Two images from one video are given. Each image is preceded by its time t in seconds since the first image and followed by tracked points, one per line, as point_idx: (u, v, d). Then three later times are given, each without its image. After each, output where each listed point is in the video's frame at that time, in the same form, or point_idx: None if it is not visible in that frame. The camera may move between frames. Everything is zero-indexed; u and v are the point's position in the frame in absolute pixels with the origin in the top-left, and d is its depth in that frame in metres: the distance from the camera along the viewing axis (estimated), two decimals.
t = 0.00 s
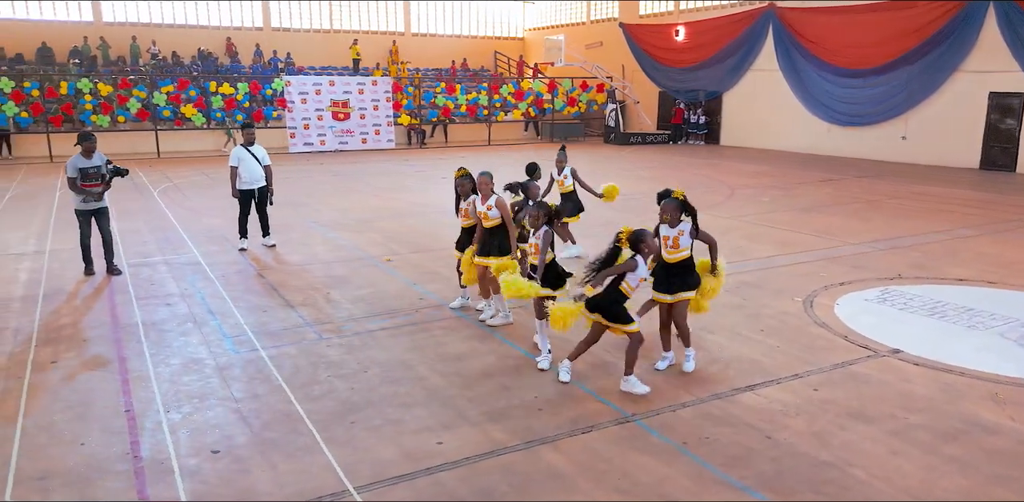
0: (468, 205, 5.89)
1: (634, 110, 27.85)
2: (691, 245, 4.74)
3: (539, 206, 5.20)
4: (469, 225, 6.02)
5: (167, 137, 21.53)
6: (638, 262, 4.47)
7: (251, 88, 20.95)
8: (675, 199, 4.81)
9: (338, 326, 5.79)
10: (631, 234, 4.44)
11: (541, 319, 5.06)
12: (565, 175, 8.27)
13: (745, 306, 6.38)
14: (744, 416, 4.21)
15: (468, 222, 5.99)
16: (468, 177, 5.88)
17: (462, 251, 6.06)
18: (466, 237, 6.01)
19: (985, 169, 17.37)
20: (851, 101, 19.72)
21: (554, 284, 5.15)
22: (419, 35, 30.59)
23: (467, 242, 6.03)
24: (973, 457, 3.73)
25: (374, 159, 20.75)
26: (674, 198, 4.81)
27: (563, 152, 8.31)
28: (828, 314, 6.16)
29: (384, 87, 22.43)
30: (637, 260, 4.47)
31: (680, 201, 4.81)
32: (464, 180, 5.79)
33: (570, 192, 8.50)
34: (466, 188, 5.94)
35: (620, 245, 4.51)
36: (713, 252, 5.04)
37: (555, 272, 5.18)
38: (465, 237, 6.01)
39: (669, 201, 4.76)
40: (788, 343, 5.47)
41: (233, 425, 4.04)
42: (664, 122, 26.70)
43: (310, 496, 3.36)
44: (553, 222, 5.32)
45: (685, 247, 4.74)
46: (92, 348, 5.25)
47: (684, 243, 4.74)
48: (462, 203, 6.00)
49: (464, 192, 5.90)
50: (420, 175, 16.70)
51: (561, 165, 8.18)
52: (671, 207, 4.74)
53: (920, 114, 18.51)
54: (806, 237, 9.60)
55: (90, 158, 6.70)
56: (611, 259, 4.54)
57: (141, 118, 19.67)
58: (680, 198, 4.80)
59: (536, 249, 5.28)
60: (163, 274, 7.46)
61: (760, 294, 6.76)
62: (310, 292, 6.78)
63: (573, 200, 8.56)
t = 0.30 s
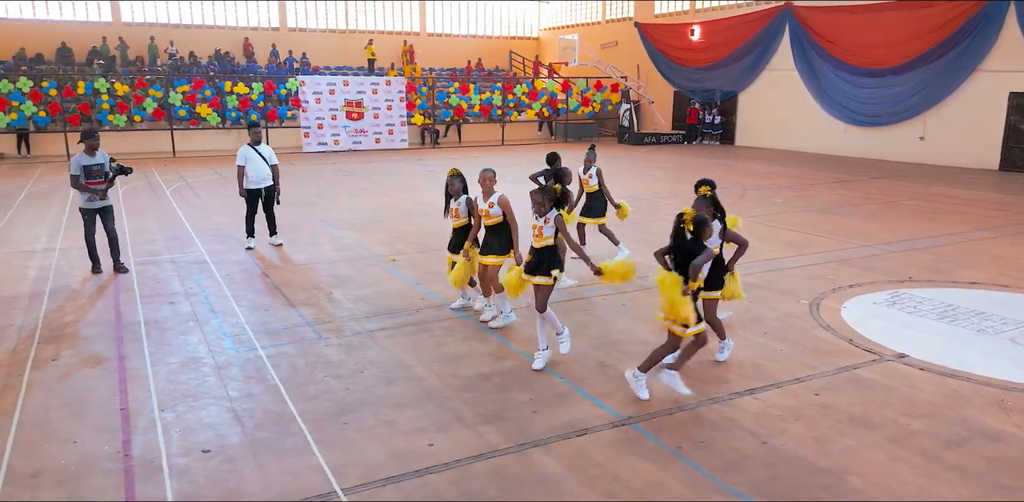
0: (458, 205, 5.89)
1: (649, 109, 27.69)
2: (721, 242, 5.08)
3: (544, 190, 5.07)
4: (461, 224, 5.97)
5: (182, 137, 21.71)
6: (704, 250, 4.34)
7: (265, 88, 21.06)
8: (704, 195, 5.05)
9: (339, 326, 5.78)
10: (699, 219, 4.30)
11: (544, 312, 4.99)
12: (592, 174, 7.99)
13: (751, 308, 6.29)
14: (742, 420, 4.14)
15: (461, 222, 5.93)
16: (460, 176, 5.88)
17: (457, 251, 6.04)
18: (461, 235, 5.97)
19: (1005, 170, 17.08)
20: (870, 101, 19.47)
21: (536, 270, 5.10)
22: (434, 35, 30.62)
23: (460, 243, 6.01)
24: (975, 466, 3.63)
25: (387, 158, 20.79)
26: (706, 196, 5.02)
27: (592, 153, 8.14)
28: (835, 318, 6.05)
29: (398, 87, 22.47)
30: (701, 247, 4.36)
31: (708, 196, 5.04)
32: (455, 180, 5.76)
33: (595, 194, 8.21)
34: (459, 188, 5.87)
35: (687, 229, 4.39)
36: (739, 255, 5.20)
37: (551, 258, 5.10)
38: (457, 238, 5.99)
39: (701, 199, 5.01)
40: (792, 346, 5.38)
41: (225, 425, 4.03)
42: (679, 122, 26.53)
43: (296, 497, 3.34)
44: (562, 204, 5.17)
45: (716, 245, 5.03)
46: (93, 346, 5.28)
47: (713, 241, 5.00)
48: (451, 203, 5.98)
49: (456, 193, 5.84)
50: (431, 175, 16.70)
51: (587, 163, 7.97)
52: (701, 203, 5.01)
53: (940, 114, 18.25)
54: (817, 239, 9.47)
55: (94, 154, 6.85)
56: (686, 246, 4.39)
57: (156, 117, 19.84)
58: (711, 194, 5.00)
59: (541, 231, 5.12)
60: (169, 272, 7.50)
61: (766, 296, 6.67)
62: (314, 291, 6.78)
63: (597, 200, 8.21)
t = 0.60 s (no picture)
0: (451, 207, 5.86)
1: (656, 109, 27.57)
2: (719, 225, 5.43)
3: (542, 212, 4.82)
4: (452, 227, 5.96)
5: (189, 136, 21.79)
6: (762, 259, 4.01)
7: (272, 87, 21.11)
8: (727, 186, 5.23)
9: (331, 325, 5.76)
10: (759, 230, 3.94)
11: (535, 332, 4.78)
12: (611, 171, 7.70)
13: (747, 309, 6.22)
14: (731, 422, 4.08)
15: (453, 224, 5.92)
16: (450, 177, 5.81)
17: (445, 252, 6.04)
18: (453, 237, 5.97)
19: (1016, 170, 16.88)
20: (879, 100, 19.30)
21: (539, 292, 4.86)
22: (442, 34, 30.62)
23: (450, 244, 6.01)
24: (968, 471, 3.55)
25: (393, 158, 20.79)
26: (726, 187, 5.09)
27: (610, 153, 7.97)
28: (832, 319, 5.97)
29: (404, 87, 22.47)
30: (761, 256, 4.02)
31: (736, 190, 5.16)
32: (447, 181, 5.69)
33: (614, 192, 7.95)
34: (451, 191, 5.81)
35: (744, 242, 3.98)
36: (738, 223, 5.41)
37: (548, 283, 4.89)
38: (448, 240, 5.99)
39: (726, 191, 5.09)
40: (787, 348, 5.31)
41: (209, 424, 4.01)
42: (686, 122, 26.41)
43: (274, 497, 3.31)
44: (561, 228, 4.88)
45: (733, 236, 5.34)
46: (84, 344, 5.29)
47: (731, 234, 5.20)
48: (442, 204, 5.92)
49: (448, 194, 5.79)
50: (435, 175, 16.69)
51: (608, 161, 7.73)
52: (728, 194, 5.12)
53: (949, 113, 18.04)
54: (820, 239, 9.38)
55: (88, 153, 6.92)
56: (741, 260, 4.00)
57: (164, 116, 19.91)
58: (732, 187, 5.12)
59: (539, 255, 4.86)
60: (167, 270, 7.50)
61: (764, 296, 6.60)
62: (309, 290, 6.76)
63: (616, 200, 7.96)
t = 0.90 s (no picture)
0: (432, 203, 5.85)
1: (658, 108, 27.48)
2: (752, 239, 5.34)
3: (524, 191, 5.01)
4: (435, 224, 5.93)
5: (190, 135, 21.81)
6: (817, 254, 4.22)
7: (272, 86, 21.13)
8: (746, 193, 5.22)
9: (317, 324, 5.73)
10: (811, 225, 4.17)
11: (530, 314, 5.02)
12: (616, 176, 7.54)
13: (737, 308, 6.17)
14: (712, 423, 4.04)
15: (435, 220, 5.90)
16: (432, 173, 5.89)
17: (432, 249, 5.99)
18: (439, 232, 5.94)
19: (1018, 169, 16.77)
20: (881, 100, 19.19)
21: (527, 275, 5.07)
22: (444, 34, 30.60)
23: (436, 239, 5.97)
24: (949, 473, 3.50)
25: (393, 157, 20.77)
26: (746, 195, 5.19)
27: (612, 156, 7.87)
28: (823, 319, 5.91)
29: (405, 86, 22.45)
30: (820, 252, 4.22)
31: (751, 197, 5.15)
32: (429, 175, 5.78)
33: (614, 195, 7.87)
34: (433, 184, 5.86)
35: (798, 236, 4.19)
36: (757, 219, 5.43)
37: (538, 261, 5.09)
38: (433, 236, 5.95)
39: (741, 197, 5.11)
40: (774, 347, 5.26)
41: (186, 423, 3.99)
42: (688, 122, 26.33)
43: (245, 497, 3.28)
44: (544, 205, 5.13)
45: (750, 243, 5.15)
46: (67, 342, 5.27)
47: (746, 240, 5.15)
48: (424, 200, 5.92)
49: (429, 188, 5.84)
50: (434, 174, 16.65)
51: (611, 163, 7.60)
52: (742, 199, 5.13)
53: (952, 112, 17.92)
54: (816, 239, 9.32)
55: (77, 151, 7.03)
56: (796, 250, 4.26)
57: (164, 116, 19.93)
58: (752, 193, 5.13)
59: (526, 235, 5.02)
60: (157, 268, 7.49)
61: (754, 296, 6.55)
62: (298, 289, 6.74)
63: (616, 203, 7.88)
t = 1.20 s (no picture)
0: (406, 203, 5.92)
1: (656, 107, 27.43)
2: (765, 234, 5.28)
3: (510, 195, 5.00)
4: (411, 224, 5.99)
5: (186, 134, 21.77)
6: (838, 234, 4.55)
7: (268, 85, 21.11)
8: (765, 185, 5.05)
9: (297, 322, 5.70)
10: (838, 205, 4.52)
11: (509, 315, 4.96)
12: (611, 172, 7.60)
13: (721, 307, 6.14)
14: (687, 422, 4.00)
15: (410, 220, 5.95)
16: (405, 173, 5.95)
17: (405, 249, 6.03)
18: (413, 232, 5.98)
19: (1015, 169, 16.71)
20: (878, 98, 19.11)
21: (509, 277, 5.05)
22: (442, 33, 30.56)
23: (409, 239, 6.00)
24: (923, 473, 3.46)
25: (389, 157, 20.73)
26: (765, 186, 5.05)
27: (604, 144, 7.95)
28: (807, 317, 5.86)
29: (402, 85, 22.41)
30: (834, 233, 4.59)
31: (770, 190, 4.99)
32: (401, 176, 5.86)
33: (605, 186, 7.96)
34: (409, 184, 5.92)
35: (830, 217, 4.47)
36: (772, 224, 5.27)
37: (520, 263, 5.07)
38: (405, 236, 5.99)
39: (759, 190, 5.00)
40: (755, 346, 5.21)
41: (155, 422, 3.94)
42: (686, 121, 26.27)
43: (208, 497, 3.25)
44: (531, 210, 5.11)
45: (769, 238, 5.02)
46: (44, 340, 5.23)
47: (766, 234, 5.01)
48: (399, 202, 5.99)
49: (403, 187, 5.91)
50: (429, 173, 16.60)
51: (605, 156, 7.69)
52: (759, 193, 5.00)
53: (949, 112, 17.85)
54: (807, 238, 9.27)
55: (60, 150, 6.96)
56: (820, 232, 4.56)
57: (160, 115, 19.90)
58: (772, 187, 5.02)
59: (505, 235, 5.05)
60: (141, 267, 7.45)
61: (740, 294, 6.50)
62: (281, 287, 6.71)
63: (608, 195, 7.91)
